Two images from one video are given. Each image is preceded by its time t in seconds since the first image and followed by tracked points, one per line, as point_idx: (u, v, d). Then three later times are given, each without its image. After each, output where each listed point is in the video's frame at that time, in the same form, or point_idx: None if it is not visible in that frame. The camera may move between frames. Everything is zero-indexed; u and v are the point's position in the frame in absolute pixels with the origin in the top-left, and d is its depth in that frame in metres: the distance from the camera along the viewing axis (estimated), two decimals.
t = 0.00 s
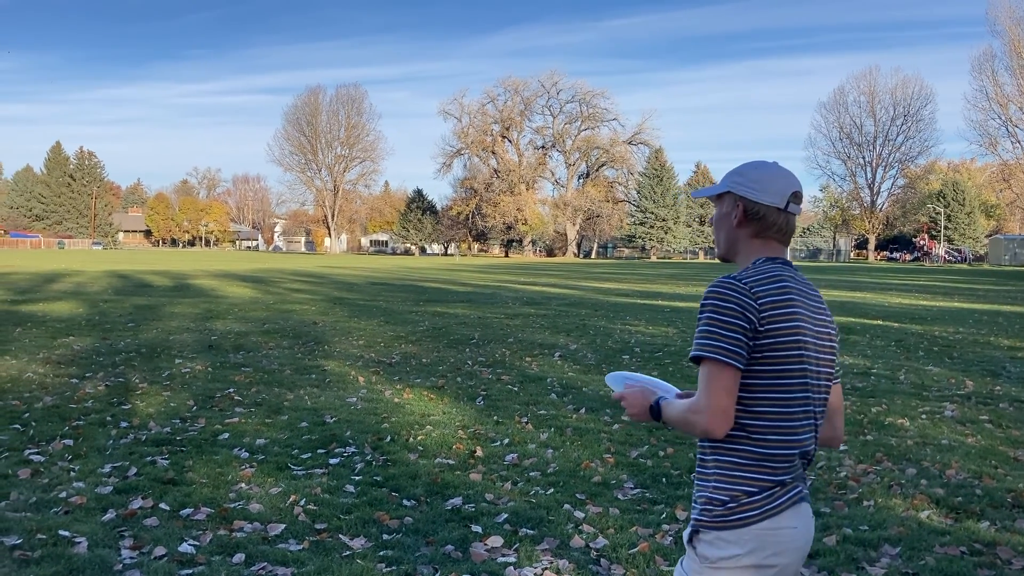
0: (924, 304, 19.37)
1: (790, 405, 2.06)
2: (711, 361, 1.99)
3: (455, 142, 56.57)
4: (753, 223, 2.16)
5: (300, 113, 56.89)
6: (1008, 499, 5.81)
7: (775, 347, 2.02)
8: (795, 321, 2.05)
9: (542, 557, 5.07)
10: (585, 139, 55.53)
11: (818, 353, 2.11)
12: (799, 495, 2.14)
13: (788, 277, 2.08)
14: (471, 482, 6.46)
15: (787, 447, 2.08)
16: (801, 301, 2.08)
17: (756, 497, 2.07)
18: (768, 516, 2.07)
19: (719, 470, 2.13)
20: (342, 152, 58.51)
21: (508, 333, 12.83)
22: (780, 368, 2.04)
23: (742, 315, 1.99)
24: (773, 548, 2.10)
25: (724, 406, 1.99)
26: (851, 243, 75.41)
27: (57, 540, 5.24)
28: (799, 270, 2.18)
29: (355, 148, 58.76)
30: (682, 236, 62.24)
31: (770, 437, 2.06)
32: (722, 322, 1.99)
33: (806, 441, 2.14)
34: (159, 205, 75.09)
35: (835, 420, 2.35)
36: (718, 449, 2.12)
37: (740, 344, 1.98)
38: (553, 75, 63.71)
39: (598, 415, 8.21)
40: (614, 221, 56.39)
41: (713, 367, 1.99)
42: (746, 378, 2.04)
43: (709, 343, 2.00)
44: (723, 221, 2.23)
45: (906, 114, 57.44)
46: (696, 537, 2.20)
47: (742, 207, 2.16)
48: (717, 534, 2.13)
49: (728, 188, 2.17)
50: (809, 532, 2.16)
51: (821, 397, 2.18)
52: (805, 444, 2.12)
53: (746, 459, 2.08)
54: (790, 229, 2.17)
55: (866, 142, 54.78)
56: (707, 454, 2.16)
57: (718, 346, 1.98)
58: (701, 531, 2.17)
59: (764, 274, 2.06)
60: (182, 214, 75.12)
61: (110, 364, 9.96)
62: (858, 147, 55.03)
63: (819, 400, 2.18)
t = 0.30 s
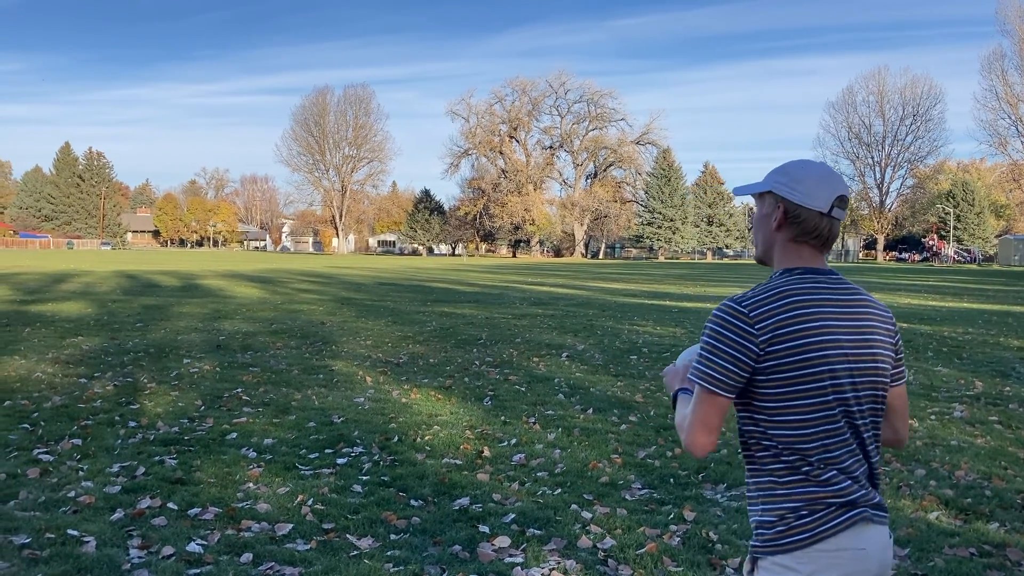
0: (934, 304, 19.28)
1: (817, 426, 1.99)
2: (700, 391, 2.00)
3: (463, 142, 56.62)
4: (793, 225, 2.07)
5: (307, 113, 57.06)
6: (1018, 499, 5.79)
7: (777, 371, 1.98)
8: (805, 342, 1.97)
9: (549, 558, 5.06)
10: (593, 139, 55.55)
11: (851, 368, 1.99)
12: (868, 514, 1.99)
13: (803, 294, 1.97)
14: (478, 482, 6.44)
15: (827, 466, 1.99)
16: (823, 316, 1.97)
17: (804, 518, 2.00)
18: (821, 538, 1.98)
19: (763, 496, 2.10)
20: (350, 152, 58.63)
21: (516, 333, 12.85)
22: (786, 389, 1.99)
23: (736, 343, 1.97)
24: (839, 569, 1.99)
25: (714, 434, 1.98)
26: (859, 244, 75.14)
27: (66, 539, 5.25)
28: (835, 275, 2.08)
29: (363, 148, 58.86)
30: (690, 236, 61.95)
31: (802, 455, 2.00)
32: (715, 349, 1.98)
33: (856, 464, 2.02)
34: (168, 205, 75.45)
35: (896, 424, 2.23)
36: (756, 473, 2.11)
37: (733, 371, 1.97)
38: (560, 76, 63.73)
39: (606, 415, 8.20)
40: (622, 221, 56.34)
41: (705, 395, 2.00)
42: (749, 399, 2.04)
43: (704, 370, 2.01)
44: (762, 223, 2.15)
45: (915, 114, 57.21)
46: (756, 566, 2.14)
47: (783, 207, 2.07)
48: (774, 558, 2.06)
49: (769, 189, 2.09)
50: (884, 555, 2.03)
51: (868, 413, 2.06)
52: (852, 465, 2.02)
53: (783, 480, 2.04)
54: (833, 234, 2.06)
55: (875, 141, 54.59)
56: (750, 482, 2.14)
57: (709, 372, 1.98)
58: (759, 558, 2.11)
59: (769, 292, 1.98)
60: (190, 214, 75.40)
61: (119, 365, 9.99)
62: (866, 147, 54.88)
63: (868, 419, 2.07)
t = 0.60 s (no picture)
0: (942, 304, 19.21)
1: (888, 434, 1.93)
2: (777, 383, 1.97)
3: (469, 142, 56.74)
4: (882, 224, 2.00)
5: (314, 114, 57.28)
6: None
7: (856, 369, 1.92)
8: (887, 341, 1.90)
9: (555, 557, 5.05)
10: (599, 139, 55.60)
11: (937, 373, 1.92)
12: (930, 521, 1.92)
13: (885, 290, 1.91)
14: (484, 482, 6.43)
15: (891, 477, 1.93)
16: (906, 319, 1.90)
17: (857, 519, 1.96)
18: (872, 541, 1.93)
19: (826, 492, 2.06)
20: (356, 152, 58.80)
21: (522, 333, 12.85)
22: (863, 393, 1.93)
23: (817, 338, 1.91)
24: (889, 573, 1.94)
25: (784, 432, 1.98)
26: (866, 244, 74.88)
27: (72, 538, 5.26)
28: (925, 274, 2.00)
29: (369, 148, 59.02)
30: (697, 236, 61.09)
31: (869, 462, 1.94)
32: (795, 342, 1.93)
33: (931, 475, 1.94)
34: (175, 205, 75.76)
35: (982, 432, 2.12)
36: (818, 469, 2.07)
37: (813, 370, 1.92)
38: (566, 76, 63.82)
39: (612, 415, 8.19)
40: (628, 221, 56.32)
41: (779, 390, 1.97)
42: (826, 397, 1.99)
43: (783, 362, 1.96)
44: (847, 226, 2.08)
45: (922, 114, 57.04)
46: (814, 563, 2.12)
47: (869, 208, 2.02)
48: (829, 557, 2.03)
49: (850, 190, 2.05)
50: (950, 569, 1.93)
51: (954, 431, 1.98)
52: (922, 476, 1.94)
53: (840, 481, 2.00)
54: (923, 229, 2.01)
55: (882, 141, 54.47)
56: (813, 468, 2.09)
57: (788, 368, 1.93)
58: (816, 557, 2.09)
59: (851, 291, 1.93)
60: (197, 214, 75.69)
61: (126, 364, 10.03)
62: (873, 146, 54.77)
63: (945, 440, 1.97)
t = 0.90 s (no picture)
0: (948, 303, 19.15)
1: (947, 431, 1.91)
2: (837, 382, 2.00)
3: (473, 141, 56.80)
4: (953, 223, 1.97)
5: (319, 113, 57.41)
6: None
7: (910, 369, 1.93)
8: (943, 342, 1.88)
9: (559, 556, 5.05)
10: (603, 138, 55.58)
11: (1000, 373, 1.87)
12: (991, 521, 1.88)
13: (943, 293, 1.90)
14: (489, 481, 6.43)
15: (948, 477, 1.91)
16: (960, 320, 1.88)
17: (912, 517, 1.96)
18: (926, 539, 1.93)
19: (887, 489, 2.06)
20: (361, 152, 58.91)
21: (526, 332, 12.84)
22: (919, 389, 1.93)
23: (870, 336, 1.94)
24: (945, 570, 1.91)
25: (844, 430, 2.00)
26: (872, 243, 74.72)
27: (78, 536, 5.27)
28: (992, 272, 1.96)
29: (374, 147, 59.10)
30: (701, 236, 61.23)
31: (924, 464, 1.94)
32: (850, 342, 1.97)
33: (994, 477, 1.89)
34: (180, 204, 75.99)
35: None
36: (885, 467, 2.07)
37: (868, 370, 1.95)
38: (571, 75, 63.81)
39: (616, 414, 8.19)
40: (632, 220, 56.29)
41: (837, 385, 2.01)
42: (885, 394, 2.00)
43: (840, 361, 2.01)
44: (916, 225, 2.05)
45: (928, 112, 56.95)
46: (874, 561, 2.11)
47: (938, 208, 1.98)
48: (888, 555, 2.02)
49: (918, 190, 2.01)
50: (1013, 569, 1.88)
51: None
52: (982, 477, 1.89)
53: (899, 478, 2.01)
54: (993, 227, 1.96)
55: (887, 140, 54.40)
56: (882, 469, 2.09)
57: (847, 366, 1.97)
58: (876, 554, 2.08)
59: (910, 289, 1.93)
60: (202, 213, 75.87)
61: (131, 363, 10.05)
62: (879, 145, 54.66)
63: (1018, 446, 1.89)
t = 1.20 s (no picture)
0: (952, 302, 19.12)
1: (992, 450, 1.86)
2: (941, 383, 1.76)
3: (476, 140, 56.73)
4: (972, 220, 1.92)
5: (321, 112, 57.38)
6: None
7: (994, 362, 1.81)
8: (1011, 331, 1.82)
9: (562, 555, 5.03)
10: (606, 136, 55.49)
11: None
12: (999, 526, 1.93)
13: (1007, 287, 1.85)
14: (491, 480, 6.42)
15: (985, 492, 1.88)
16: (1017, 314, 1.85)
17: (944, 533, 1.91)
18: (953, 552, 1.91)
19: (907, 505, 1.97)
20: (363, 150, 58.85)
21: (529, 330, 12.82)
22: (993, 389, 1.82)
23: (961, 329, 1.77)
24: None
25: (949, 433, 1.77)
26: (875, 241, 74.58)
27: (81, 534, 5.27)
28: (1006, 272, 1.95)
29: (376, 146, 59.05)
30: (705, 234, 61.21)
31: (969, 480, 1.88)
32: (937, 341, 1.78)
33: (1008, 487, 1.93)
34: (182, 202, 76.03)
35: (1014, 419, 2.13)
36: (906, 481, 1.96)
37: (960, 367, 1.77)
38: (574, 73, 63.68)
39: (619, 413, 8.17)
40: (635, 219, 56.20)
41: (923, 388, 1.79)
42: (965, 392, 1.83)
43: (916, 361, 1.80)
44: (934, 221, 1.98)
45: (932, 110, 56.84)
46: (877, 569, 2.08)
47: (958, 203, 1.92)
48: (904, 566, 1.98)
49: (937, 184, 1.95)
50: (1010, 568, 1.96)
51: None
52: (1006, 487, 1.91)
53: (934, 495, 1.92)
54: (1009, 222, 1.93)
55: (891, 138, 54.34)
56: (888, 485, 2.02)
57: (942, 366, 1.76)
58: (884, 563, 2.04)
59: (980, 285, 1.83)
60: (205, 211, 75.98)
61: (133, 361, 10.04)
62: (883, 144, 54.62)
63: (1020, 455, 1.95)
